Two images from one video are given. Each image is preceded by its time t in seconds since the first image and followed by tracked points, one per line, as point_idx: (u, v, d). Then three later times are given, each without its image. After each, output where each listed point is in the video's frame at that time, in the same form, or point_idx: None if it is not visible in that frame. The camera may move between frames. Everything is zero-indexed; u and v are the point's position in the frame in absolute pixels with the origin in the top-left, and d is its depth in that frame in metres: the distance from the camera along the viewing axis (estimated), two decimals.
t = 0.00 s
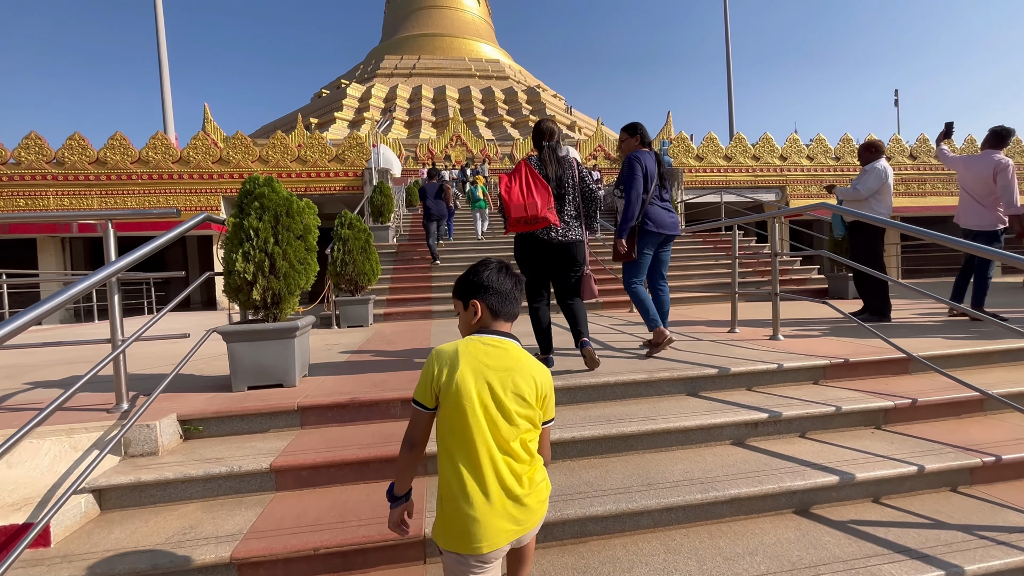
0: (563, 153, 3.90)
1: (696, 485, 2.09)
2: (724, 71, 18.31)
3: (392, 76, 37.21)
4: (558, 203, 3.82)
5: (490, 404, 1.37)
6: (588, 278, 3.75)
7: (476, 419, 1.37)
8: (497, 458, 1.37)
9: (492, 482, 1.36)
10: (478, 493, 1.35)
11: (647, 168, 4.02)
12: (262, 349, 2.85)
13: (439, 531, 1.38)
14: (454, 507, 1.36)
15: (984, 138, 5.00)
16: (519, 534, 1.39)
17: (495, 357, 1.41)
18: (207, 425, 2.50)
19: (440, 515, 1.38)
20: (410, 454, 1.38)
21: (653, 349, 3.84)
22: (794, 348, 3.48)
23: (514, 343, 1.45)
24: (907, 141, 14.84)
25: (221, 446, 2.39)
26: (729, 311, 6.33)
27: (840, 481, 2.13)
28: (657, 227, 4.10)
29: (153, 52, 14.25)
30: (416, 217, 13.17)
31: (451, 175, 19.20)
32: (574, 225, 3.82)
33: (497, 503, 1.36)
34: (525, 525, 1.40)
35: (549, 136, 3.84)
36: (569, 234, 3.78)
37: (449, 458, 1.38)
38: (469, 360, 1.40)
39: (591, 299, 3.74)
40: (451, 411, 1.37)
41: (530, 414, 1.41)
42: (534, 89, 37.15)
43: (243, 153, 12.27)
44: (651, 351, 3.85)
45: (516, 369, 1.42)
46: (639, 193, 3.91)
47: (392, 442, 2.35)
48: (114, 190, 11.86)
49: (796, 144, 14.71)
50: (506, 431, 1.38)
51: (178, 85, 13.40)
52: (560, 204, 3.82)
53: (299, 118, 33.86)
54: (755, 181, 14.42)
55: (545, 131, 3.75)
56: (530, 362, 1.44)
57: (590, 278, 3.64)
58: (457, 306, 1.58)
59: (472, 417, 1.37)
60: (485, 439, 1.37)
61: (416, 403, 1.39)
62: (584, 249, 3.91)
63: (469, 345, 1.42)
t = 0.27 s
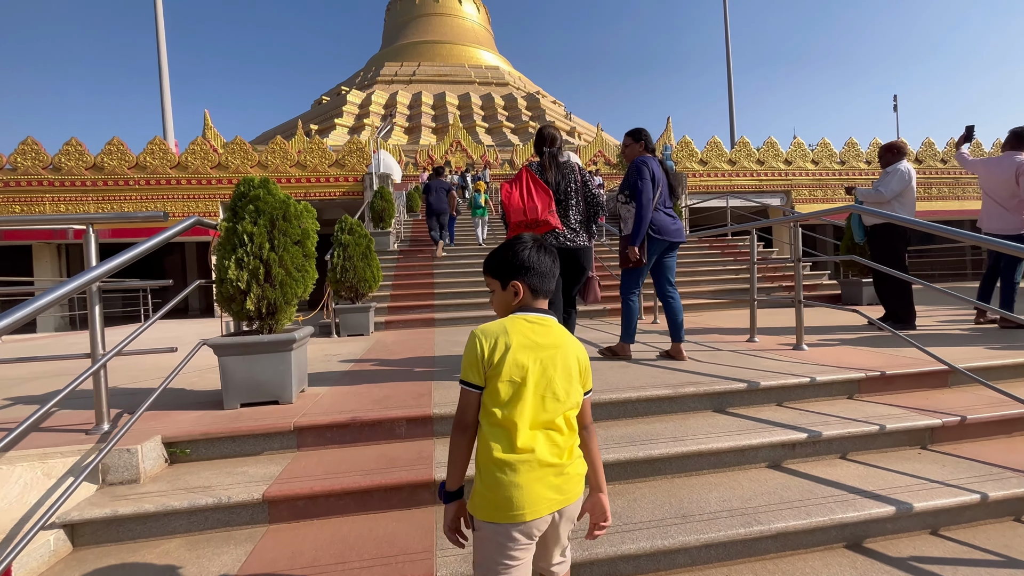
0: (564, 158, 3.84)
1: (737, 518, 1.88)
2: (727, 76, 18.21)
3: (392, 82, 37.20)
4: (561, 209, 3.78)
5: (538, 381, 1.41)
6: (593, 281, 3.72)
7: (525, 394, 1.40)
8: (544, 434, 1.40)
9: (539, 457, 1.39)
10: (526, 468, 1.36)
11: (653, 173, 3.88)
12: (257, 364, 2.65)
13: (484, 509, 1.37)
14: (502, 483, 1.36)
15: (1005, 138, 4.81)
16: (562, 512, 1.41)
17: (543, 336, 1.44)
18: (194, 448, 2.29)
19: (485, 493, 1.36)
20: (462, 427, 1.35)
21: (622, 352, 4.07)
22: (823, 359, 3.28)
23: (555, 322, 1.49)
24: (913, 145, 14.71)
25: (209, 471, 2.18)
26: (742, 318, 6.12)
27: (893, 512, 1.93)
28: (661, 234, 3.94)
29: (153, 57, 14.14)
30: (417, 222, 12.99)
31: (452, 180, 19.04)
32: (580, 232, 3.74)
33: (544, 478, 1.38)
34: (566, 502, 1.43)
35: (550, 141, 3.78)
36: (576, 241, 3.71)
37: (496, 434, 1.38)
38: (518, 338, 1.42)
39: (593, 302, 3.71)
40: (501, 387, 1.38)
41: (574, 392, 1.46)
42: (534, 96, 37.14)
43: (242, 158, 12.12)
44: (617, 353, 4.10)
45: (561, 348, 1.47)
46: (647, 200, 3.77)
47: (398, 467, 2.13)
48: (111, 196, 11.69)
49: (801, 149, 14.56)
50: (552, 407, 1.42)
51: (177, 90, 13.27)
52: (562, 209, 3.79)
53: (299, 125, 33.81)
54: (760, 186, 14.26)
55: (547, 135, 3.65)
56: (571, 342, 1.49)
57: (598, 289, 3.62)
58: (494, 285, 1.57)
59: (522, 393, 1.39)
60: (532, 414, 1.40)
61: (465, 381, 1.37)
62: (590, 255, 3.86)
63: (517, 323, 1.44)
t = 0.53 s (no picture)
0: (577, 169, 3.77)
1: (783, 555, 1.69)
2: (729, 83, 18.16)
3: (395, 92, 37.36)
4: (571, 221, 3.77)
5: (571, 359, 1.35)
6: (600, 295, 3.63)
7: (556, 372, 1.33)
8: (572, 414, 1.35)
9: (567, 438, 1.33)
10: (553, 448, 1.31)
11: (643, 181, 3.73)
12: (252, 382, 2.48)
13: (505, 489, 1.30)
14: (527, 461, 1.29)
15: None
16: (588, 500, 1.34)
17: (579, 312, 1.38)
18: (183, 474, 2.10)
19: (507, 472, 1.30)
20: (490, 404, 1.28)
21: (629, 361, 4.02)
22: (853, 372, 3.09)
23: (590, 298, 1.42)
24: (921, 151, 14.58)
25: (200, 500, 2.00)
26: (757, 328, 5.93)
27: (957, 548, 1.73)
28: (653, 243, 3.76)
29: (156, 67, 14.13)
30: (420, 231, 12.87)
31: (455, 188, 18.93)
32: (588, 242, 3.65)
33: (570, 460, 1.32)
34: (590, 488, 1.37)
35: (564, 153, 3.74)
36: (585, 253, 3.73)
37: (525, 412, 1.32)
38: (553, 312, 1.35)
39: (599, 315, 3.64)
40: (534, 361, 1.32)
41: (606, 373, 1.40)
42: (536, 105, 37.24)
43: (244, 166, 12.04)
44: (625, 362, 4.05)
45: (594, 326, 1.40)
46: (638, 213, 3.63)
47: (404, 496, 1.95)
48: (111, 205, 11.59)
49: (806, 155, 14.43)
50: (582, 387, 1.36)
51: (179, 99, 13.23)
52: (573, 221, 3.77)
53: (302, 134, 33.89)
54: (765, 193, 14.11)
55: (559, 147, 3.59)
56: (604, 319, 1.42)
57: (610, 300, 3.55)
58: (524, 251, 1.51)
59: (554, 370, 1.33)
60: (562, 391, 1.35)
61: (494, 353, 1.28)
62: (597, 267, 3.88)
63: (552, 296, 1.37)
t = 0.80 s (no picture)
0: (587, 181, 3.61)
1: None
2: (735, 94, 18.08)
3: (401, 106, 37.68)
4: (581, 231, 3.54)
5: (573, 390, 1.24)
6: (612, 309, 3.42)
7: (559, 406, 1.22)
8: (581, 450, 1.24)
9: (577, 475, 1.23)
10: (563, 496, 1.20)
11: (638, 192, 3.73)
12: (241, 405, 2.28)
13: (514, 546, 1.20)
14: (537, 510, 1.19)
15: None
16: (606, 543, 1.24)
17: (577, 336, 1.27)
18: (160, 509, 1.90)
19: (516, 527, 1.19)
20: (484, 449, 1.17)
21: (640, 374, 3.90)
22: (892, 391, 2.85)
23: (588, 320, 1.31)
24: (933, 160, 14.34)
25: (178, 539, 1.79)
26: (776, 342, 5.69)
27: None
28: (651, 253, 3.72)
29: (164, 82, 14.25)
30: (425, 243, 12.73)
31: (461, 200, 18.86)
32: (598, 251, 3.51)
33: (583, 506, 1.21)
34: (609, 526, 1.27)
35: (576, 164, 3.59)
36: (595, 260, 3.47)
37: (525, 453, 1.20)
38: (547, 340, 1.24)
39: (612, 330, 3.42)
40: (532, 400, 1.20)
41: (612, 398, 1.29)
42: (541, 118, 37.39)
43: (249, 179, 12.01)
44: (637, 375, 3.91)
45: (596, 350, 1.28)
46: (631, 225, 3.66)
47: (403, 537, 1.73)
48: (116, 218, 11.56)
49: (816, 165, 14.22)
50: (591, 423, 1.25)
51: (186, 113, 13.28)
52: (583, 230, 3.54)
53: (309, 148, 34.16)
54: (776, 203, 13.89)
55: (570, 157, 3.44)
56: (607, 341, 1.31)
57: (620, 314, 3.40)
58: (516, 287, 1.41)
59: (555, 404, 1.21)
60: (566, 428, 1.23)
61: (489, 399, 1.18)
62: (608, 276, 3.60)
63: (545, 323, 1.25)
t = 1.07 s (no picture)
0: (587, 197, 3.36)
1: None
2: (743, 104, 17.88)
3: (409, 120, 37.97)
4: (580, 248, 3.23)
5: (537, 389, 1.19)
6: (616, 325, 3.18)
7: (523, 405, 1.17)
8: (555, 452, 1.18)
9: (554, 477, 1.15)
10: (536, 497, 1.13)
11: (642, 206, 3.57)
12: (221, 437, 2.06)
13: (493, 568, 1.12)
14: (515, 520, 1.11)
15: None
16: (595, 547, 1.14)
17: (532, 333, 1.24)
18: (123, 558, 1.68)
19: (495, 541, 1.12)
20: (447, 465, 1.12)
21: (654, 394, 3.69)
22: (942, 417, 2.57)
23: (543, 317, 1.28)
24: (951, 167, 13.98)
25: None
26: (798, 357, 5.39)
27: None
28: (655, 269, 3.55)
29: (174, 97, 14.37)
30: (431, 255, 12.56)
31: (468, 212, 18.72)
32: (601, 266, 3.22)
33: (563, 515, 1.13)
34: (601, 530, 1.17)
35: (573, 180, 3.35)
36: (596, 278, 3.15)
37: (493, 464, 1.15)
38: (502, 344, 1.21)
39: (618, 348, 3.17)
40: (490, 405, 1.16)
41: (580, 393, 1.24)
42: (548, 130, 37.45)
43: (255, 192, 11.99)
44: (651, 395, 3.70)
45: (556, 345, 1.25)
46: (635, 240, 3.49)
47: None
48: (123, 232, 11.54)
49: (830, 174, 13.93)
50: (559, 423, 1.19)
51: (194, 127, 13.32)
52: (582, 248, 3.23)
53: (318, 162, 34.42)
54: (789, 213, 13.59)
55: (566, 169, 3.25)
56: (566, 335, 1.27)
57: (623, 332, 3.16)
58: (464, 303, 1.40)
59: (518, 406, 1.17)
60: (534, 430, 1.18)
61: (450, 411, 1.14)
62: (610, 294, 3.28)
63: (499, 327, 1.23)
